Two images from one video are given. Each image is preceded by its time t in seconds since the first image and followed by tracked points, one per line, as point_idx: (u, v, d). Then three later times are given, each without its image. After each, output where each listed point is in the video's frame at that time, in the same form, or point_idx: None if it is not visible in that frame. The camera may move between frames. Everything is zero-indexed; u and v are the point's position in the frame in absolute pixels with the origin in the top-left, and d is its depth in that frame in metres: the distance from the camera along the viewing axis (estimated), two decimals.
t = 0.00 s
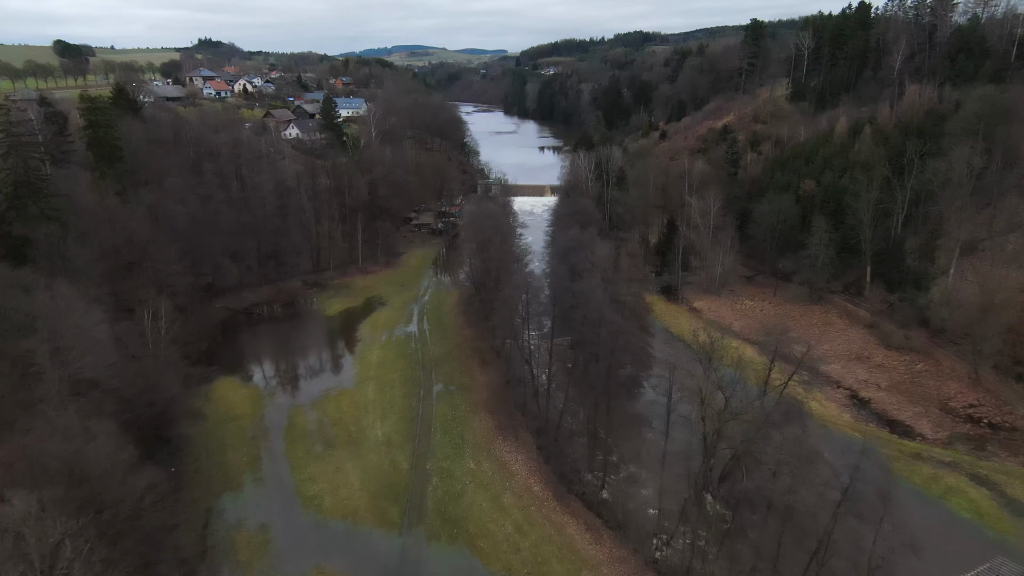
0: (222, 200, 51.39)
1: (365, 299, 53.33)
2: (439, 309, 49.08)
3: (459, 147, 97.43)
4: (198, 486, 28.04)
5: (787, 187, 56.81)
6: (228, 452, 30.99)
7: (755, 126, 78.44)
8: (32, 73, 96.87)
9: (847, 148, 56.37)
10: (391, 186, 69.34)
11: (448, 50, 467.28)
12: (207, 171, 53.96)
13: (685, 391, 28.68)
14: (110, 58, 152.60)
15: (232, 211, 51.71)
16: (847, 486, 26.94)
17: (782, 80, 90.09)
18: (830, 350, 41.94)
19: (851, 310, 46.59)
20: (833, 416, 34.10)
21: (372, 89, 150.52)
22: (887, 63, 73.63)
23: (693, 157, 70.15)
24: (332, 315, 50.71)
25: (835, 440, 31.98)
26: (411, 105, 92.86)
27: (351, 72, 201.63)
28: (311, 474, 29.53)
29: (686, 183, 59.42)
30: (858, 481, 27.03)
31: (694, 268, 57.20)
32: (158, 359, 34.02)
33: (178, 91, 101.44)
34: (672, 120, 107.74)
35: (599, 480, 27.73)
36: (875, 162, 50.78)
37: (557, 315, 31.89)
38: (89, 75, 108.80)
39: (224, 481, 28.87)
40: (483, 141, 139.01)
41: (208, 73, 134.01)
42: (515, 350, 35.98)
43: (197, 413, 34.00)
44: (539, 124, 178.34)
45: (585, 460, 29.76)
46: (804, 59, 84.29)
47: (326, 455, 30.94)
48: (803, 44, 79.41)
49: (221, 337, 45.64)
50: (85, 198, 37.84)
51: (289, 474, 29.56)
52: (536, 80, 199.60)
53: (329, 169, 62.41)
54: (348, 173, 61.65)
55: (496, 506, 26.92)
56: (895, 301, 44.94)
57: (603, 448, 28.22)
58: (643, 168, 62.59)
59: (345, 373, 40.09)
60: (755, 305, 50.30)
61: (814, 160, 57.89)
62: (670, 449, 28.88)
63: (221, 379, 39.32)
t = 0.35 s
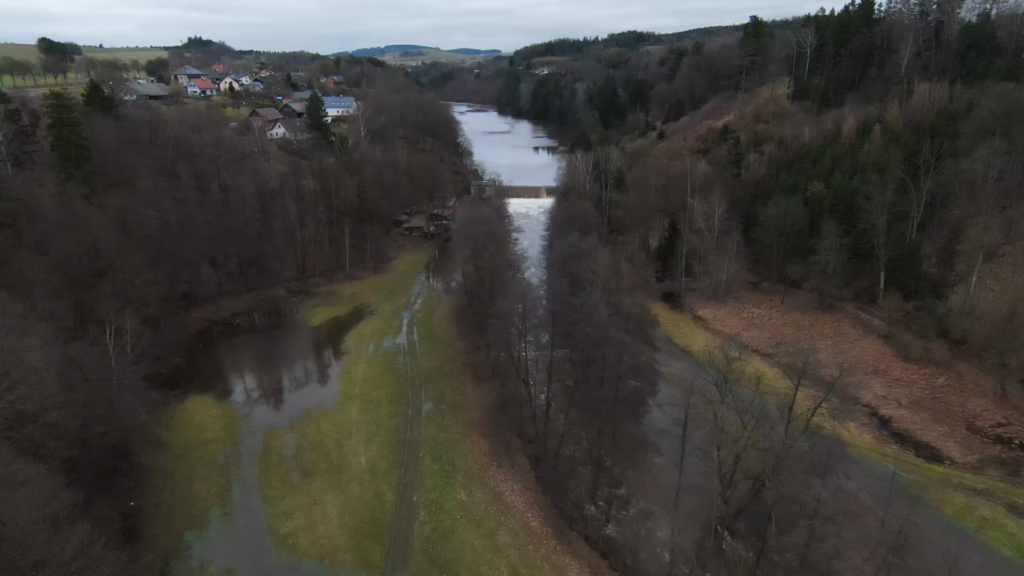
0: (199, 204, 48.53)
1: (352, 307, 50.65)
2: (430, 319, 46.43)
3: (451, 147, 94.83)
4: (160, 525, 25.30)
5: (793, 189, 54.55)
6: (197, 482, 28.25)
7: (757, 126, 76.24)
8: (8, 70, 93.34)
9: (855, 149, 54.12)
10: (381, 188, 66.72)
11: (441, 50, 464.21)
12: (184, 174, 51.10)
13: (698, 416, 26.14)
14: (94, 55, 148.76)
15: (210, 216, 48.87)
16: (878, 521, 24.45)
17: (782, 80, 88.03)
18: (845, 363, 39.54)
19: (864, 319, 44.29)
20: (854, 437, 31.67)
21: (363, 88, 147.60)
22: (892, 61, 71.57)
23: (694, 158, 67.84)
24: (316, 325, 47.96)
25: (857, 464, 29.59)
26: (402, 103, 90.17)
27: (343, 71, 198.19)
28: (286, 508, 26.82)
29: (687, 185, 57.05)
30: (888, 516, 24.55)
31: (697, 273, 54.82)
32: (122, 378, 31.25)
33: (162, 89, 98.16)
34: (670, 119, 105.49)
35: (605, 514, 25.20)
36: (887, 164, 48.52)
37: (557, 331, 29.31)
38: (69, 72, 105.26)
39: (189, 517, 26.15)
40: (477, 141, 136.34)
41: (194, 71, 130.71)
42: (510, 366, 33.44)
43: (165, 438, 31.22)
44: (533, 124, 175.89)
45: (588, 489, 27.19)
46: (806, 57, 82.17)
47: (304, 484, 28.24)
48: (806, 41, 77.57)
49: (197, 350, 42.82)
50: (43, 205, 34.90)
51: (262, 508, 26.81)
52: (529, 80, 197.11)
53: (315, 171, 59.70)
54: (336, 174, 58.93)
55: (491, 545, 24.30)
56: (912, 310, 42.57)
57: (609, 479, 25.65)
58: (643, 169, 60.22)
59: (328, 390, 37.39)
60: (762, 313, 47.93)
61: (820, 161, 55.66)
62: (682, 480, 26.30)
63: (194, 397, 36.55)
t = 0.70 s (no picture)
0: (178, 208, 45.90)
1: (340, 316, 47.97)
2: (423, 329, 43.92)
3: (445, 146, 92.36)
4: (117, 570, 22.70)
5: (802, 190, 52.21)
6: (163, 518, 25.69)
7: (761, 125, 73.89)
8: None
9: (866, 148, 51.87)
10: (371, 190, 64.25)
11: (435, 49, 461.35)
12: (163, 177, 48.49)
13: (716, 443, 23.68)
14: (79, 54, 145.24)
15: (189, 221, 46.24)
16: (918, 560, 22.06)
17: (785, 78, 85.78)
18: (862, 376, 37.24)
19: (881, 327, 41.96)
20: (880, 459, 29.34)
21: (356, 86, 144.93)
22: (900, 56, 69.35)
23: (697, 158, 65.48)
24: (302, 335, 45.35)
25: (886, 491, 27.18)
26: (394, 101, 87.63)
27: (335, 70, 195.02)
28: (260, 547, 24.25)
29: (691, 186, 54.66)
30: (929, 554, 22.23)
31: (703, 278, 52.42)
32: (82, 401, 28.63)
33: (146, 89, 95.17)
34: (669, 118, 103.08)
35: (614, 554, 22.70)
36: (901, 164, 46.30)
37: (559, 348, 26.88)
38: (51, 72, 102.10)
39: (151, 560, 23.55)
40: (472, 141, 133.64)
41: (182, 69, 127.76)
42: (508, 384, 30.95)
43: (131, 466, 28.63)
44: (528, 123, 173.52)
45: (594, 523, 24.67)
46: (810, 54, 80.09)
47: (281, 519, 25.67)
48: (810, 37, 75.47)
49: (173, 365, 40.18)
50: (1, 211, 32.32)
51: (233, 548, 24.21)
52: (525, 79, 194.79)
53: (302, 172, 57.12)
54: (325, 176, 56.37)
55: None
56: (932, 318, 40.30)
57: (617, 515, 23.18)
58: (644, 169, 57.93)
59: (311, 408, 34.83)
60: (773, 320, 45.53)
61: (829, 161, 53.40)
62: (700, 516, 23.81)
63: (167, 417, 33.93)
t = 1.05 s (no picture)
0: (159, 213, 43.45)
1: (332, 325, 45.56)
2: (419, 340, 41.45)
3: (444, 146, 89.90)
4: None
5: (817, 190, 49.75)
6: (129, 559, 23.26)
7: (769, 123, 71.46)
8: None
9: (885, 147, 49.27)
10: (365, 192, 61.86)
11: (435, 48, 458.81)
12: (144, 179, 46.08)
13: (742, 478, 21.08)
14: (71, 52, 142.87)
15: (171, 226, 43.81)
16: None
17: (793, 74, 83.35)
18: (889, 391, 34.70)
19: (906, 337, 39.44)
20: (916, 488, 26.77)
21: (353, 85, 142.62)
22: (915, 51, 66.94)
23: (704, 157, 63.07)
24: (291, 346, 42.83)
25: (926, 524, 24.68)
26: (391, 100, 85.18)
27: (333, 69, 192.55)
28: None
29: (700, 186, 52.24)
30: None
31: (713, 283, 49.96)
32: (40, 426, 26.20)
33: (137, 88, 92.83)
34: (673, 117, 100.70)
35: None
36: (924, 163, 43.70)
37: (566, 368, 24.35)
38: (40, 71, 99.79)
39: None
40: (471, 141, 131.05)
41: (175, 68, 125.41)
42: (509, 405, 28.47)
43: (98, 496, 26.25)
44: (528, 122, 171.02)
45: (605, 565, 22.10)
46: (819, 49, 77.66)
47: (259, 559, 23.21)
48: (820, 32, 73.02)
49: (153, 380, 37.75)
50: None
51: None
52: (525, 78, 192.36)
53: (293, 173, 54.72)
54: (316, 178, 53.90)
55: None
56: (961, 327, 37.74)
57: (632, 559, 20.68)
58: (651, 170, 55.46)
59: (298, 428, 32.40)
60: (789, 329, 43.03)
61: (846, 161, 50.85)
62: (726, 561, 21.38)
63: (142, 439, 31.51)
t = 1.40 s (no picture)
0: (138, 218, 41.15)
1: (323, 335, 43.20)
2: (414, 352, 39.07)
3: (442, 146, 87.54)
4: None
5: (834, 192, 47.37)
6: None
7: (779, 122, 69.05)
8: None
9: (905, 145, 46.80)
10: (360, 195, 59.51)
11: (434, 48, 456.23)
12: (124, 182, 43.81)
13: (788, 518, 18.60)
14: (62, 51, 140.67)
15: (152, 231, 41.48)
16: None
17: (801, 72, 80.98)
18: (919, 408, 32.27)
19: (932, 348, 37.03)
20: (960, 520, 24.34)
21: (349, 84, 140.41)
22: (930, 47, 64.58)
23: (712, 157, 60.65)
24: (280, 358, 40.47)
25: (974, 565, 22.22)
26: (388, 99, 82.90)
27: (330, 68, 190.22)
28: None
29: (710, 187, 49.85)
30: None
31: (725, 290, 47.55)
32: None
33: (127, 87, 90.41)
34: (678, 116, 98.32)
35: None
36: (949, 163, 41.30)
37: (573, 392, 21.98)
38: (28, 69, 97.47)
39: None
40: (471, 141, 128.70)
41: (168, 67, 123.09)
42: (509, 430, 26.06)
43: (57, 533, 23.92)
44: (528, 121, 168.65)
45: None
46: (829, 45, 75.31)
47: None
48: (831, 27, 70.68)
49: (129, 396, 35.43)
50: None
51: None
52: (525, 77, 190.14)
53: (284, 175, 52.37)
54: (308, 180, 51.55)
55: None
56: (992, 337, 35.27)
57: None
58: (657, 170, 53.20)
59: (282, 451, 30.05)
60: (807, 339, 40.61)
61: (863, 161, 48.47)
62: None
63: (113, 464, 29.14)
